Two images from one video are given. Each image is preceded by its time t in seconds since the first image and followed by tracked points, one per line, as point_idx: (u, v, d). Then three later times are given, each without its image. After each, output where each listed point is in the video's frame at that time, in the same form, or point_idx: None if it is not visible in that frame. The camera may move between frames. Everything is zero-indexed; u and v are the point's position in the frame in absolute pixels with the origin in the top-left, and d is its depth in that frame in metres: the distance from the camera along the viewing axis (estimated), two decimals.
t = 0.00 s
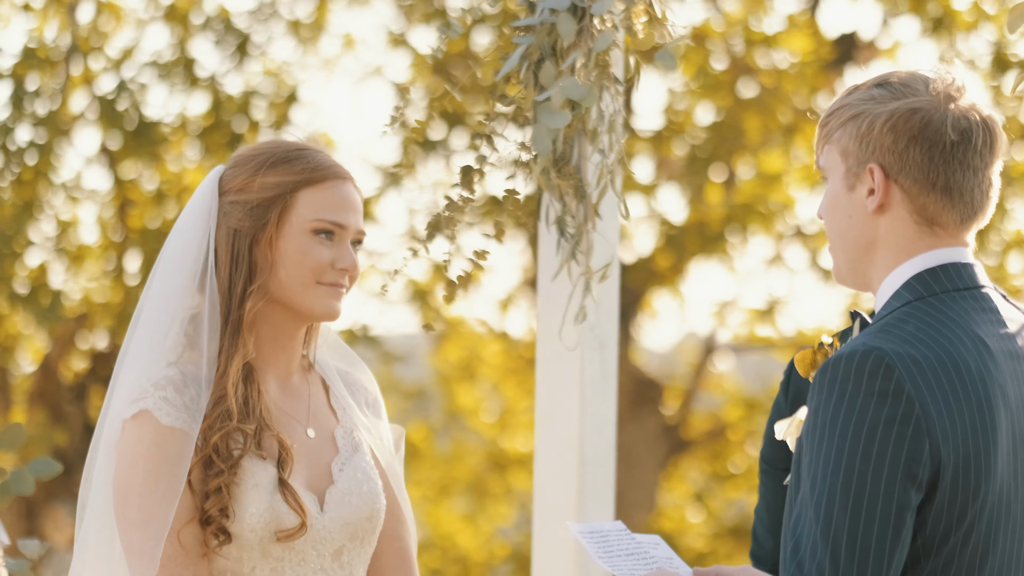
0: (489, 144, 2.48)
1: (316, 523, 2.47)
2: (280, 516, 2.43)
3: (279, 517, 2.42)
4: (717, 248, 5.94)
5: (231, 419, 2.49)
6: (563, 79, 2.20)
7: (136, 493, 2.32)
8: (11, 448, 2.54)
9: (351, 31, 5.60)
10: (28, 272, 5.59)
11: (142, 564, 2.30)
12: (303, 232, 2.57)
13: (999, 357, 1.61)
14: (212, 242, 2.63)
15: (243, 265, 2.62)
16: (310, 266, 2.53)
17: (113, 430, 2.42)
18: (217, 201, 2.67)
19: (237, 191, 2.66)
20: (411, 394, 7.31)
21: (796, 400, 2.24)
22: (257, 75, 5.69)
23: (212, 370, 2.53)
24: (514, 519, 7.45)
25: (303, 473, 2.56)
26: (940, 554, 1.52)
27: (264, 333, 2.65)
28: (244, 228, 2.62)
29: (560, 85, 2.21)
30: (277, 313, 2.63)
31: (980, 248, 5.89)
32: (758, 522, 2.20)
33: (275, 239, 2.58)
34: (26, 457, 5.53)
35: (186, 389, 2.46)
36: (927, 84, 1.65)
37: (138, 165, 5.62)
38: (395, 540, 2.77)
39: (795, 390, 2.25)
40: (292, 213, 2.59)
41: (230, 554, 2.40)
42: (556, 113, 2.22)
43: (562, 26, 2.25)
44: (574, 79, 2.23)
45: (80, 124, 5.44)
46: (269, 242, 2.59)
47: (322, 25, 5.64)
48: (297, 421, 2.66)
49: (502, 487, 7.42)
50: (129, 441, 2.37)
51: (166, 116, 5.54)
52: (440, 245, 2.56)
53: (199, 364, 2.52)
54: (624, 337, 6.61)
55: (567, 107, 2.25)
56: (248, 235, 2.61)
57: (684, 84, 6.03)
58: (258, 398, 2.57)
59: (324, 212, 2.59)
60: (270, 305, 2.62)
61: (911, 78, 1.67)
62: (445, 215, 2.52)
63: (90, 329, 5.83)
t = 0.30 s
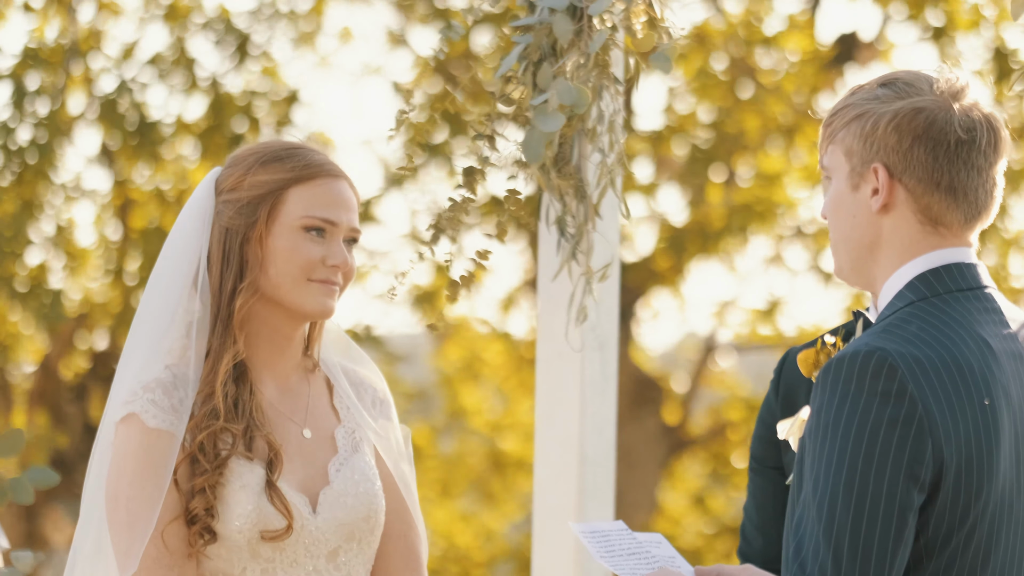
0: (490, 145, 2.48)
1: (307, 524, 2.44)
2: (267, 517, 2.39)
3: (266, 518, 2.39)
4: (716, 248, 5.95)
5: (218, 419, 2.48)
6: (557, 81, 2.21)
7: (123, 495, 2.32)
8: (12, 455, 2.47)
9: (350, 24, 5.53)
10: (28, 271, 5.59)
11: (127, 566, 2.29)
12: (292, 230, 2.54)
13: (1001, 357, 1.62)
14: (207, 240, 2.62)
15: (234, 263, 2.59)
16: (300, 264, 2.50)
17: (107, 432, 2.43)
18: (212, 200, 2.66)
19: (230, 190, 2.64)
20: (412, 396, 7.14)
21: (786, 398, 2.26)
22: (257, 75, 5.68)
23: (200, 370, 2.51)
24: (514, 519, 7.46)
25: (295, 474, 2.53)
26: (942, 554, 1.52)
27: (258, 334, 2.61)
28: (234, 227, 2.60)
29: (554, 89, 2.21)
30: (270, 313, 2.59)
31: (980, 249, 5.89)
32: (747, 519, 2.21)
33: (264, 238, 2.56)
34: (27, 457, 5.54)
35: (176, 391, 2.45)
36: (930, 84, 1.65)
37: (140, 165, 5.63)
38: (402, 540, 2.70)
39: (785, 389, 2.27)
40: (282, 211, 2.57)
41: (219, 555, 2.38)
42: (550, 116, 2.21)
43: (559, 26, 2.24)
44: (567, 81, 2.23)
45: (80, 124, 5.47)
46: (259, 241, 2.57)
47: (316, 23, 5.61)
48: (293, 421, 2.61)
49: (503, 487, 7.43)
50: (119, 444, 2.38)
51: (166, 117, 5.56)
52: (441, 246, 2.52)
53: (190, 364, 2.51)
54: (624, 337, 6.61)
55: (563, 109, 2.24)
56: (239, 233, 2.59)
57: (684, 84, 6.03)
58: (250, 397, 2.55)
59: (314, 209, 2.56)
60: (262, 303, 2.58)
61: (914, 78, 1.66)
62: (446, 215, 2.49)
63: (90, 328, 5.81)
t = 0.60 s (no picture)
0: (491, 145, 2.49)
1: (310, 524, 2.43)
2: (271, 516, 2.39)
3: (270, 517, 2.39)
4: (717, 248, 5.94)
5: (222, 417, 2.47)
6: (558, 78, 2.20)
7: (124, 494, 2.32)
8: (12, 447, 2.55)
9: (362, 27, 5.58)
10: (28, 271, 5.60)
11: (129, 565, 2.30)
12: (293, 229, 2.54)
13: (1003, 357, 1.62)
14: (207, 239, 2.62)
15: (234, 262, 2.59)
16: (301, 264, 2.50)
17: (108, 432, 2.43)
18: (213, 199, 2.65)
19: (231, 189, 2.64)
20: (413, 393, 7.36)
21: (764, 398, 2.35)
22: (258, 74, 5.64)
23: (200, 371, 2.51)
24: (514, 518, 7.48)
25: (297, 473, 2.53)
26: (944, 555, 1.52)
27: (257, 333, 2.61)
28: (235, 225, 2.60)
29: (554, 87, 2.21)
30: (270, 313, 2.59)
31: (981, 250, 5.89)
32: (724, 514, 2.35)
33: (265, 237, 2.56)
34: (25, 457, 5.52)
35: (176, 391, 2.45)
36: (931, 84, 1.64)
37: (140, 166, 5.64)
38: (403, 539, 2.70)
39: (763, 389, 2.36)
40: (283, 210, 2.57)
41: (222, 555, 2.38)
42: (547, 110, 2.21)
43: (558, 25, 2.23)
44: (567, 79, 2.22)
45: (79, 123, 5.49)
46: (260, 240, 2.57)
47: (331, 21, 5.60)
48: (294, 421, 2.61)
49: (503, 487, 7.44)
50: (120, 442, 2.38)
51: (166, 116, 5.58)
52: (442, 246, 2.52)
53: (190, 364, 2.50)
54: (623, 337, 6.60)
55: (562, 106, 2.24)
56: (240, 232, 2.59)
57: (684, 84, 6.02)
58: (252, 396, 2.55)
59: (315, 210, 2.56)
60: (263, 303, 2.58)
61: (917, 77, 1.66)
62: (446, 216, 2.50)
63: (91, 329, 5.76)
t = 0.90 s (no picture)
0: (491, 145, 2.47)
1: (310, 524, 2.44)
2: (272, 515, 2.39)
3: (271, 516, 2.39)
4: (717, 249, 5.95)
5: (225, 412, 2.47)
6: (560, 84, 2.22)
7: (124, 498, 2.31)
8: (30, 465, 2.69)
9: (366, 32, 5.59)
10: (28, 272, 5.66)
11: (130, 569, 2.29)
12: (296, 228, 2.54)
13: (1002, 358, 1.62)
14: (211, 236, 2.61)
15: (238, 256, 2.58)
16: (301, 263, 2.50)
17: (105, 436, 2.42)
18: (221, 193, 2.65)
19: (240, 183, 2.64)
20: (414, 395, 7.30)
21: (745, 399, 2.39)
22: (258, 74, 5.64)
23: (200, 372, 2.51)
24: (514, 518, 7.48)
25: (297, 472, 2.53)
26: (942, 555, 1.52)
27: (257, 333, 2.61)
28: (240, 220, 2.60)
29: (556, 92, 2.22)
30: (270, 313, 2.59)
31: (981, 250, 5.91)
32: (703, 515, 2.39)
33: (268, 234, 2.56)
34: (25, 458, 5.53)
35: (175, 395, 2.44)
36: (930, 84, 1.65)
37: (140, 165, 5.63)
38: (401, 539, 2.70)
39: (744, 388, 2.40)
40: (287, 209, 2.57)
41: (222, 554, 2.37)
42: (545, 120, 2.22)
43: (560, 27, 2.25)
44: (570, 84, 2.24)
45: (80, 124, 5.48)
46: (261, 239, 2.56)
47: (333, 27, 5.59)
48: (292, 422, 2.61)
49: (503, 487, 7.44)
50: (118, 446, 2.37)
51: (166, 116, 5.54)
52: (441, 246, 2.51)
53: (189, 367, 2.50)
54: (624, 337, 6.60)
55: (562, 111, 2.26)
56: (243, 229, 2.59)
57: (684, 84, 6.03)
58: (252, 396, 2.55)
59: (320, 210, 2.56)
60: (263, 303, 2.58)
61: (915, 77, 1.67)
62: (446, 216, 2.51)
63: (90, 328, 5.76)
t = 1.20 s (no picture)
0: (491, 145, 2.47)
1: (307, 524, 2.44)
2: (270, 514, 2.39)
3: (269, 515, 2.39)
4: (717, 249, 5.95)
5: (224, 408, 2.47)
6: (564, 85, 2.23)
7: (121, 497, 2.31)
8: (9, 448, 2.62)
9: (361, 31, 5.62)
10: (28, 271, 5.62)
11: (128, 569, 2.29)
12: (300, 227, 2.54)
13: (998, 358, 1.62)
14: (213, 235, 2.62)
15: (242, 252, 2.58)
16: (301, 263, 2.50)
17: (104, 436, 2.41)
18: (227, 190, 2.66)
19: (247, 181, 2.65)
20: (414, 394, 7.18)
21: (743, 399, 2.39)
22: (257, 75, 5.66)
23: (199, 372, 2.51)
24: (515, 519, 7.47)
25: (294, 472, 2.53)
26: (937, 556, 1.52)
27: (256, 333, 2.61)
28: (245, 217, 2.60)
29: (560, 92, 2.24)
30: (269, 312, 2.59)
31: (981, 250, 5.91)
32: (702, 514, 2.40)
33: (270, 232, 2.56)
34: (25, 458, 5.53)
35: (174, 395, 2.44)
36: (927, 85, 1.65)
37: (141, 165, 5.64)
38: (398, 539, 2.70)
39: (742, 389, 2.40)
40: (293, 208, 2.57)
41: (219, 554, 2.37)
42: (555, 126, 2.23)
43: (561, 28, 2.27)
44: (572, 84, 2.25)
45: (80, 124, 5.50)
46: (263, 238, 2.56)
47: (327, 26, 5.64)
48: (289, 422, 2.61)
49: (503, 487, 7.44)
50: (116, 446, 2.37)
51: (166, 116, 5.54)
52: (441, 246, 2.51)
53: (188, 367, 2.51)
54: (624, 337, 6.61)
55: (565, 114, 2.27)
56: (247, 226, 2.59)
57: (684, 84, 6.04)
58: (250, 395, 2.55)
59: (325, 211, 2.57)
60: (262, 303, 2.58)
61: (912, 78, 1.67)
62: (446, 217, 2.51)
63: (90, 329, 5.80)
